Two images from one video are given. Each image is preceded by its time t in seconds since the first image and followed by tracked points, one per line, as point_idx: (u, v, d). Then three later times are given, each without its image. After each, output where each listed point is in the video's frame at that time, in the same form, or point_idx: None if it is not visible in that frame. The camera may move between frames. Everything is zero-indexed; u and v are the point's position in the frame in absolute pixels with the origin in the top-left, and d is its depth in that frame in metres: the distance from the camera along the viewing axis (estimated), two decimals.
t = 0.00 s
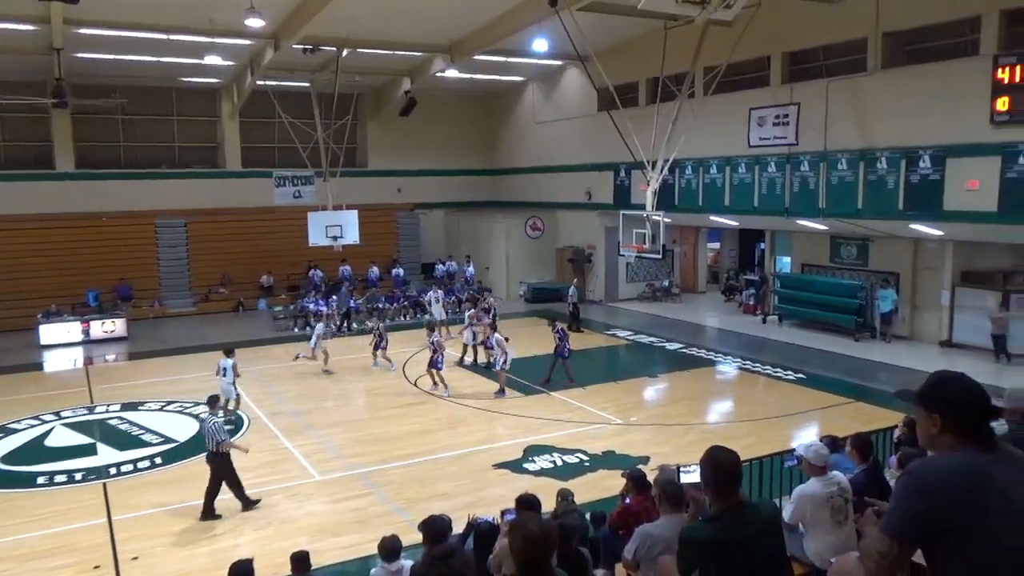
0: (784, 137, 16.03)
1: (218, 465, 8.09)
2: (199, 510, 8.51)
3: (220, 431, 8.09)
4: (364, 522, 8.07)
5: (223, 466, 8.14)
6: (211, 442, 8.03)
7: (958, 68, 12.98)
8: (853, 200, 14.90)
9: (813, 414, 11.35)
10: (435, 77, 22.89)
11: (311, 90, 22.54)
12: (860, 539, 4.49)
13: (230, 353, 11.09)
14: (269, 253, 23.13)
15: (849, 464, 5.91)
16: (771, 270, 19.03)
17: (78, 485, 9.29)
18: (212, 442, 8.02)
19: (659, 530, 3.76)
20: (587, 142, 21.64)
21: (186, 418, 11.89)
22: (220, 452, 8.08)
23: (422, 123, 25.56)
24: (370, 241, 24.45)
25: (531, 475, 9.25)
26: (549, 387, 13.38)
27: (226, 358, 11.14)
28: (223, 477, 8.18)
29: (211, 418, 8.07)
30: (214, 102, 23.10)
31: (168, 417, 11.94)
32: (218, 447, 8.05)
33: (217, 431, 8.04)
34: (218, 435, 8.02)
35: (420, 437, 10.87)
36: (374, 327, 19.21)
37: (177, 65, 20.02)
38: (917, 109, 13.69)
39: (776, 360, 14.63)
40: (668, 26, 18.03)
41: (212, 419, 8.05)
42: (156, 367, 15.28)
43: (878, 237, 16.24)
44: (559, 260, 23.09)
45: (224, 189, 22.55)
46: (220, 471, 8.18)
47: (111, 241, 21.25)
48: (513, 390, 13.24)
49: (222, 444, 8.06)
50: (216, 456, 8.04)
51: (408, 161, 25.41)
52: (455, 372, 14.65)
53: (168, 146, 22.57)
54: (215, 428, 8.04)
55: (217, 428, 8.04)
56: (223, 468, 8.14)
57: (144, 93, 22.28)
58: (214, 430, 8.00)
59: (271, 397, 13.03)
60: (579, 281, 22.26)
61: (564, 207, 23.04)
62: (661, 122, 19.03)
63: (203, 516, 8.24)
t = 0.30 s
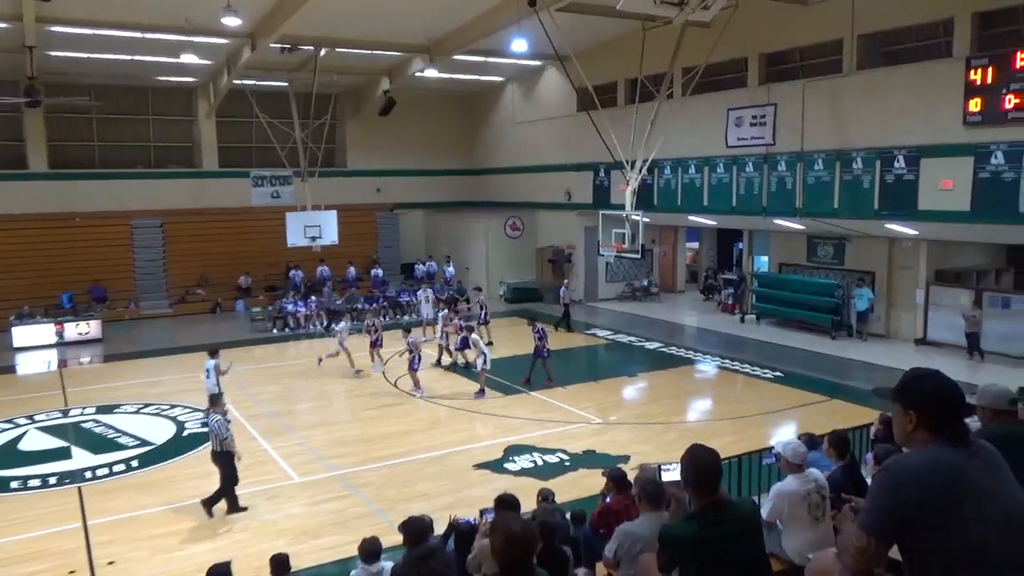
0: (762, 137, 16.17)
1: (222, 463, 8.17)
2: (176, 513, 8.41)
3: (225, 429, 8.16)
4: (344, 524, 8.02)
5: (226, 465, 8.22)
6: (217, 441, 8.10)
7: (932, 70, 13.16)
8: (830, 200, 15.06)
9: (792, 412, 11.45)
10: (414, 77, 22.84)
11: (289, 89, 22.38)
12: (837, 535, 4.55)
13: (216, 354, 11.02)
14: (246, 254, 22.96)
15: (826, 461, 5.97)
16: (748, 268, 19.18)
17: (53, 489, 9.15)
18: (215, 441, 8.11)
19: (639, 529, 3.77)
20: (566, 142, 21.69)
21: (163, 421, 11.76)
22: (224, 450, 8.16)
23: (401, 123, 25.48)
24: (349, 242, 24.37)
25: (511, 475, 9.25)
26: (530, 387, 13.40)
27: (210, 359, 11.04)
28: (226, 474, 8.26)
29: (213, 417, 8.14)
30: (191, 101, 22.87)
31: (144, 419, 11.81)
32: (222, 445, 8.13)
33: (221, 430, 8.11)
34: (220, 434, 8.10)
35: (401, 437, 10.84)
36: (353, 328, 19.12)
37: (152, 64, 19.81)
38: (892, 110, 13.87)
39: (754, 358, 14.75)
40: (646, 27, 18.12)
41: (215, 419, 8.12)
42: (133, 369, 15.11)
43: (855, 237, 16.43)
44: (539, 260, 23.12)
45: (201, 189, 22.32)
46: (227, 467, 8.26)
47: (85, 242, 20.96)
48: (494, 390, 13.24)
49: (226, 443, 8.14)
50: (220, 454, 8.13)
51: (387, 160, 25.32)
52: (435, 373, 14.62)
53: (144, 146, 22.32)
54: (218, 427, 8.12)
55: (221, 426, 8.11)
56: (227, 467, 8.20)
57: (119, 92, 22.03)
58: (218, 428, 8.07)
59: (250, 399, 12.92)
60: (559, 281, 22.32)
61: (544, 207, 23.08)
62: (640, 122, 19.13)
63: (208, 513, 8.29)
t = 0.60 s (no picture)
0: (744, 137, 16.26)
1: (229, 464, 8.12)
2: (158, 516, 8.34)
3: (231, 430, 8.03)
4: (328, 525, 7.98)
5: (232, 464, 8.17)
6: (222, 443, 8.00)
7: (913, 71, 13.28)
8: (811, 200, 15.17)
9: (774, 410, 11.53)
10: (397, 77, 22.77)
11: (271, 89, 22.24)
12: (820, 533, 4.59)
13: (208, 354, 11.15)
14: (228, 254, 22.81)
15: (809, 459, 6.02)
16: (731, 268, 19.26)
17: (32, 493, 9.04)
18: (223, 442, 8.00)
19: (623, 529, 3.78)
20: (550, 142, 21.71)
21: (144, 423, 11.65)
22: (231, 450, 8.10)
23: (384, 123, 25.40)
24: (332, 242, 24.28)
25: (496, 476, 9.25)
26: (513, 387, 13.40)
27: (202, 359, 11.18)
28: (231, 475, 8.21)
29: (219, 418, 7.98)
30: (171, 100, 22.66)
31: (125, 422, 11.69)
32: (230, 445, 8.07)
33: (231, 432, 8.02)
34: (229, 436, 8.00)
35: (385, 438, 10.80)
36: (336, 329, 19.04)
37: (132, 63, 19.62)
38: (872, 111, 13.99)
39: (737, 358, 14.83)
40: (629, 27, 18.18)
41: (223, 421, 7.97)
42: (113, 371, 14.96)
43: (836, 236, 16.59)
44: (522, 260, 23.13)
45: (182, 189, 22.13)
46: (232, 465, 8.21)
47: (63, 242, 20.73)
48: (477, 390, 13.24)
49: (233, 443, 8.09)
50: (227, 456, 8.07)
51: (371, 161, 25.23)
52: (419, 373, 14.58)
53: (124, 146, 22.11)
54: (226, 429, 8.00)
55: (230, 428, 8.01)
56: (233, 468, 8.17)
57: (98, 92, 21.79)
58: (225, 431, 7.94)
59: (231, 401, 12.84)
60: (543, 281, 22.37)
61: (528, 207, 23.09)
62: (623, 123, 19.18)
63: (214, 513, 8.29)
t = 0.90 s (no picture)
0: (729, 138, 16.34)
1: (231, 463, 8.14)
2: (142, 518, 8.28)
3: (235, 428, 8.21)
4: (314, 527, 7.95)
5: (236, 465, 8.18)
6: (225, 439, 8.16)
7: (896, 72, 13.39)
8: (796, 200, 15.26)
9: (760, 409, 11.59)
10: (383, 77, 22.72)
11: (256, 88, 22.12)
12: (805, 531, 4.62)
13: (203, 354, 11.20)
14: (213, 254, 22.71)
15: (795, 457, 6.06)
16: (717, 268, 19.31)
17: (14, 496, 8.94)
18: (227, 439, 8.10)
19: (609, 528, 3.79)
20: (536, 143, 21.70)
21: (129, 425, 11.56)
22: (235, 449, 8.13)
23: (370, 123, 25.33)
24: (318, 243, 24.21)
25: (483, 476, 9.24)
26: (500, 387, 13.41)
27: (198, 359, 11.25)
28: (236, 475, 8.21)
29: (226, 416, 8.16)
30: (155, 100, 22.49)
31: (108, 424, 11.59)
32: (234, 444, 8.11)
33: (235, 430, 8.10)
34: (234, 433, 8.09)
35: (371, 439, 10.77)
36: (322, 329, 18.98)
37: (115, 62, 19.47)
38: (856, 112, 14.09)
39: (723, 357, 14.90)
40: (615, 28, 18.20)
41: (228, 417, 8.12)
42: (97, 373, 14.83)
43: (820, 236, 16.73)
44: (509, 260, 23.15)
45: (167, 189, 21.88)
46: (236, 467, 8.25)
47: (45, 243, 20.53)
48: (464, 391, 13.25)
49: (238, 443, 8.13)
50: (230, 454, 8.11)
51: (357, 161, 25.15)
52: (406, 373, 14.55)
53: (107, 146, 21.93)
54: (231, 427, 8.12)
55: (236, 425, 8.11)
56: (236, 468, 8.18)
57: (81, 91, 21.59)
58: (226, 426, 8.13)
59: (216, 402, 12.76)
60: (530, 281, 22.44)
61: (514, 207, 23.11)
62: (609, 123, 19.22)
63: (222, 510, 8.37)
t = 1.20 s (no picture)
0: (722, 138, 16.36)
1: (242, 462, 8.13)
2: (134, 519, 8.24)
3: (249, 426, 8.13)
4: (307, 527, 7.94)
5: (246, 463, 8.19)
6: (240, 438, 8.07)
7: (887, 73, 13.44)
8: (788, 200, 15.31)
9: (752, 408, 11.63)
10: (375, 77, 22.67)
11: (248, 87, 22.05)
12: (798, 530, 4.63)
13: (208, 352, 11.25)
14: (205, 253, 22.61)
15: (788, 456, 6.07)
16: (709, 268, 19.34)
17: (4, 497, 8.89)
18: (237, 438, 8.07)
19: (602, 527, 3.79)
20: (529, 143, 21.71)
21: (120, 426, 11.52)
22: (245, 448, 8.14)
23: (363, 123, 25.29)
24: (311, 243, 24.13)
25: (476, 476, 9.24)
26: (493, 387, 13.41)
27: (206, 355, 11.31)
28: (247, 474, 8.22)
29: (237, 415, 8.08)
30: (146, 99, 22.39)
31: (100, 425, 11.54)
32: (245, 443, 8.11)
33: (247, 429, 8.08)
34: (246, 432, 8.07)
35: (364, 440, 10.76)
36: (315, 330, 18.93)
37: (106, 61, 19.37)
38: (847, 111, 14.13)
39: (715, 357, 14.93)
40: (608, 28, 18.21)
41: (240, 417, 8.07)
42: (88, 373, 14.76)
43: (812, 237, 16.79)
44: (501, 260, 23.15)
45: (157, 189, 21.88)
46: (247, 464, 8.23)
47: (35, 243, 20.41)
48: (457, 390, 13.26)
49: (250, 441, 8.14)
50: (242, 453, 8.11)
51: (349, 161, 25.11)
52: (399, 373, 14.53)
53: (98, 146, 21.82)
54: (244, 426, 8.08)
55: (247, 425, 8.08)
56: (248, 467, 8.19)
57: (71, 91, 21.45)
58: (243, 426, 8.03)
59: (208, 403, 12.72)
60: (522, 281, 22.45)
61: (507, 207, 23.12)
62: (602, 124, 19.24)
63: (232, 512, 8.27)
